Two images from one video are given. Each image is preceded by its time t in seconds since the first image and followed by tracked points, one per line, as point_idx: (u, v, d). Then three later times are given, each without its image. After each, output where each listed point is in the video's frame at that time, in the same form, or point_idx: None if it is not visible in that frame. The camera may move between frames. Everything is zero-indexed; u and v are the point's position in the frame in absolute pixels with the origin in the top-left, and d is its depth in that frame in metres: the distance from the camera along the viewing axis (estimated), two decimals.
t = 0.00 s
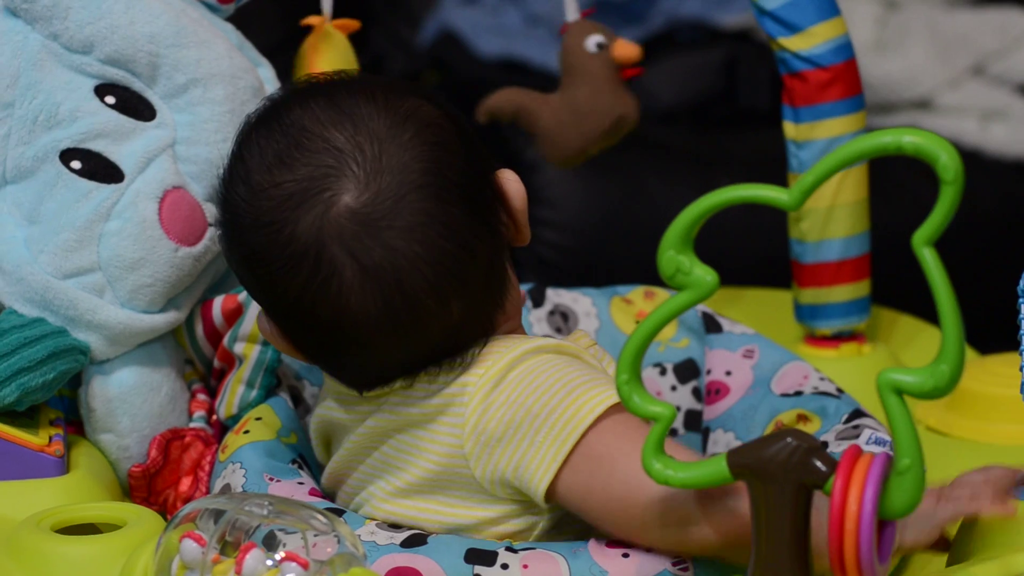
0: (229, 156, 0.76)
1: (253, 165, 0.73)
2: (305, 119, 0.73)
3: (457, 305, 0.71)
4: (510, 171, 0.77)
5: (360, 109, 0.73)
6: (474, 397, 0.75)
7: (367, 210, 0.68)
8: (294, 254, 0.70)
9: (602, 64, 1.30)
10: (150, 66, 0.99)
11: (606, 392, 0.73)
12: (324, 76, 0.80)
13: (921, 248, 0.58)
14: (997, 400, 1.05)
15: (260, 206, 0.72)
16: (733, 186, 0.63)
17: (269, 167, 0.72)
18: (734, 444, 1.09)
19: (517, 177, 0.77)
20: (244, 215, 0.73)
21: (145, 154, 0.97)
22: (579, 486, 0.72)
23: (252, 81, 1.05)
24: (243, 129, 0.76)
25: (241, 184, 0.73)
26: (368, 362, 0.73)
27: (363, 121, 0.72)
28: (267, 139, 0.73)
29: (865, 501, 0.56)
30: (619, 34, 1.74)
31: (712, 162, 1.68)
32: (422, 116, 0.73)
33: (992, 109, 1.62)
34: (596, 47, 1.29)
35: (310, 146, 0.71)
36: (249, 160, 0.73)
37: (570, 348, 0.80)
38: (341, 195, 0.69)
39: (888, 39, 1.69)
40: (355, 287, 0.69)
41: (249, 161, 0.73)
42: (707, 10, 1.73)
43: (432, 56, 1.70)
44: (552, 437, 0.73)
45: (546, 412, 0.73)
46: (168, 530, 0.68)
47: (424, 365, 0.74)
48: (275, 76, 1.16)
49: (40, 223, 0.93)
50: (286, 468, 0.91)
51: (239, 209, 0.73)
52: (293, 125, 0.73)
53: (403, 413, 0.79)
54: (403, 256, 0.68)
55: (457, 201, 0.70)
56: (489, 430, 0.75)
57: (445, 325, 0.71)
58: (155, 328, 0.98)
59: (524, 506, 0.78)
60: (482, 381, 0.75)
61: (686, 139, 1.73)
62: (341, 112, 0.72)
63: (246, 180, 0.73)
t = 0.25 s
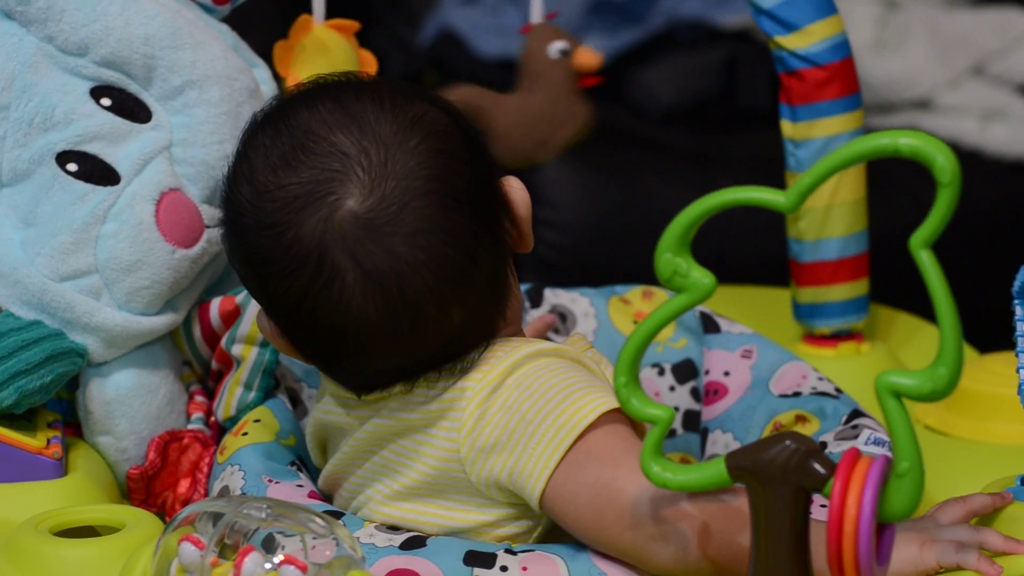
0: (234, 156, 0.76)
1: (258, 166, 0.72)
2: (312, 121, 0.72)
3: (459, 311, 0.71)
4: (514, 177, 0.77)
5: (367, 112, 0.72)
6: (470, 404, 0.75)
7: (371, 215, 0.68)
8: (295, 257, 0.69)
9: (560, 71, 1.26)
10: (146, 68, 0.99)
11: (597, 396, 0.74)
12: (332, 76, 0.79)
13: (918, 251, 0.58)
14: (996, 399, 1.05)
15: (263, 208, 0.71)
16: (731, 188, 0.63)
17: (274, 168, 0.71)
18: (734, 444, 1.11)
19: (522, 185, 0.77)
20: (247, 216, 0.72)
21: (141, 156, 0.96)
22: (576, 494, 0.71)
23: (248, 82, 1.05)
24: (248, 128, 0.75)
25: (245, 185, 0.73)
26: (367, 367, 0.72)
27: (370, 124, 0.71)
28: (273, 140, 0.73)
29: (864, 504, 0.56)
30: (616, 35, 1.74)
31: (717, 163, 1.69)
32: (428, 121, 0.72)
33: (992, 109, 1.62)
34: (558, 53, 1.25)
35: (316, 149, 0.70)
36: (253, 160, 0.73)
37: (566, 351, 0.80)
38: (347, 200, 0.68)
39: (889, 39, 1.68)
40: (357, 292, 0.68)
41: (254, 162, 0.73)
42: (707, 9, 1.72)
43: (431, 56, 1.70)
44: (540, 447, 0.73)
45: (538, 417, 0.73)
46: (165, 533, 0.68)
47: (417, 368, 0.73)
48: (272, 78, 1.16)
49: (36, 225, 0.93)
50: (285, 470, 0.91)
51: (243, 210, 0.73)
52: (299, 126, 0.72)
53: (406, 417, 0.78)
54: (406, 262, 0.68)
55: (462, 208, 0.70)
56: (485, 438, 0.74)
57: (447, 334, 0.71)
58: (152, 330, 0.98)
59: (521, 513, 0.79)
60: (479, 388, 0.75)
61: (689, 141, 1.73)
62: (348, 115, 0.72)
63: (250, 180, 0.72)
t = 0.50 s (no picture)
0: (211, 154, 0.73)
1: (239, 167, 0.70)
2: (293, 121, 0.70)
3: (441, 312, 0.71)
4: (491, 170, 0.77)
5: (348, 112, 0.70)
6: (468, 399, 0.75)
7: (357, 222, 0.67)
8: (280, 262, 0.68)
9: (534, 71, 1.25)
10: (150, 66, 0.99)
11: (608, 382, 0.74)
12: (307, 68, 0.77)
13: (924, 248, 0.58)
14: (995, 398, 1.05)
15: (247, 212, 0.69)
16: (735, 185, 0.63)
17: (255, 169, 0.69)
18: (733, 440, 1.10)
19: (498, 177, 0.76)
20: (230, 218, 0.70)
21: (144, 154, 0.96)
22: (580, 480, 0.72)
23: (250, 81, 1.05)
24: (226, 125, 0.73)
25: (226, 185, 0.71)
26: (352, 364, 0.72)
27: (354, 126, 0.69)
28: (253, 140, 0.70)
29: (866, 500, 0.56)
30: (616, 35, 1.74)
31: (717, 161, 1.68)
32: (411, 122, 0.71)
33: (991, 109, 1.62)
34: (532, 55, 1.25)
35: (298, 151, 0.68)
36: (234, 161, 0.71)
37: (559, 334, 0.81)
38: (332, 205, 0.67)
39: (888, 40, 1.68)
40: (342, 297, 0.68)
41: (236, 162, 0.70)
42: (707, 10, 1.75)
43: (433, 55, 1.70)
44: (550, 431, 0.72)
45: (547, 402, 0.73)
46: (166, 529, 0.68)
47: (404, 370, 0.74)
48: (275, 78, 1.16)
49: (39, 222, 0.93)
50: (287, 468, 0.91)
51: (226, 211, 0.71)
52: (280, 124, 0.70)
53: (405, 413, 0.78)
54: (391, 268, 0.67)
55: (444, 211, 0.69)
56: (488, 430, 0.74)
57: (425, 333, 0.72)
58: (153, 328, 0.98)
59: (529, 500, 0.80)
60: (476, 380, 0.75)
61: (687, 141, 1.71)
62: (330, 115, 0.70)
63: (231, 182, 0.70)
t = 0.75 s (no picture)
0: (200, 158, 0.73)
1: (229, 174, 0.69)
2: (285, 129, 0.69)
3: (424, 325, 0.70)
4: (477, 182, 0.77)
5: (341, 124, 0.69)
6: (456, 402, 0.75)
7: (347, 236, 0.66)
8: (266, 271, 0.68)
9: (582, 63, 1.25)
10: (130, 72, 0.99)
11: (583, 367, 0.76)
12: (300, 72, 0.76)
13: (901, 241, 0.58)
14: (981, 392, 1.06)
15: (236, 220, 0.69)
16: (713, 182, 0.63)
17: (246, 177, 0.69)
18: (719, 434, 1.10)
19: (484, 189, 0.76)
20: (217, 224, 0.70)
21: (126, 160, 0.96)
22: (567, 477, 0.72)
23: (232, 84, 1.05)
24: (217, 130, 0.72)
25: (214, 192, 0.70)
26: (335, 372, 0.71)
27: (346, 139, 0.69)
28: (244, 146, 0.70)
29: (848, 496, 0.56)
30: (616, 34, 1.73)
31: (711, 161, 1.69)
32: (404, 136, 0.70)
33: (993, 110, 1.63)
34: (577, 46, 1.26)
35: (289, 161, 0.68)
36: (224, 166, 0.70)
37: (543, 335, 0.81)
38: (322, 218, 0.66)
39: (889, 40, 1.70)
40: (328, 309, 0.67)
41: (226, 168, 0.70)
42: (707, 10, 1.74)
43: (432, 56, 1.70)
44: (537, 428, 0.73)
45: (534, 402, 0.73)
46: (153, 534, 0.68)
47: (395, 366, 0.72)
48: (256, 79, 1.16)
49: (22, 230, 0.93)
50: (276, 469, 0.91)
51: (213, 216, 0.70)
52: (273, 133, 0.69)
53: (393, 418, 0.77)
54: (379, 285, 0.66)
55: (433, 228, 0.69)
56: (477, 432, 0.75)
57: (406, 345, 0.70)
58: (139, 333, 0.98)
59: (519, 497, 0.80)
60: (462, 381, 0.76)
61: (688, 142, 1.72)
62: (322, 126, 0.69)
63: (221, 188, 0.70)
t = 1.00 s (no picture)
0: (251, 136, 0.72)
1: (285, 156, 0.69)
2: (345, 112, 0.69)
3: (468, 316, 0.70)
4: (519, 180, 0.77)
5: (401, 112, 0.70)
6: (478, 398, 0.76)
7: (405, 223, 0.66)
8: (317, 254, 0.68)
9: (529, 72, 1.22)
10: (147, 67, 0.99)
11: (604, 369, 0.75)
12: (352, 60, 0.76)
13: (921, 247, 0.58)
14: (992, 398, 1.06)
15: (288, 203, 0.68)
16: (735, 184, 0.63)
17: (302, 159, 0.68)
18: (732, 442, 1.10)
19: (528, 190, 0.76)
20: (268, 204, 0.69)
21: (142, 155, 0.96)
22: (585, 476, 0.72)
23: (249, 81, 1.05)
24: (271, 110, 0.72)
25: (267, 173, 0.70)
26: (377, 359, 0.70)
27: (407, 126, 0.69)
28: (302, 128, 0.69)
29: (865, 500, 0.56)
30: (616, 34, 1.74)
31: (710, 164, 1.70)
32: (461, 127, 0.70)
33: (992, 109, 1.63)
34: (527, 55, 1.22)
35: (348, 146, 0.68)
36: (280, 146, 0.70)
37: (566, 335, 0.81)
38: (379, 204, 0.66)
39: (888, 39, 1.68)
40: (379, 295, 0.67)
41: (280, 150, 0.69)
42: (707, 10, 1.73)
43: (433, 56, 1.70)
44: (556, 427, 0.73)
45: (554, 402, 0.73)
46: (166, 529, 0.68)
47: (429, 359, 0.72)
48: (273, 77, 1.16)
49: (37, 223, 0.93)
50: (289, 468, 0.91)
51: (264, 196, 0.70)
52: (331, 115, 0.69)
53: (419, 412, 0.77)
54: (431, 274, 0.67)
55: (486, 220, 0.69)
56: (496, 430, 0.75)
57: (450, 333, 0.70)
58: (153, 328, 0.98)
59: (534, 497, 0.81)
60: (488, 376, 0.76)
61: (685, 141, 1.74)
62: (382, 113, 0.69)
63: (275, 168, 0.69)
